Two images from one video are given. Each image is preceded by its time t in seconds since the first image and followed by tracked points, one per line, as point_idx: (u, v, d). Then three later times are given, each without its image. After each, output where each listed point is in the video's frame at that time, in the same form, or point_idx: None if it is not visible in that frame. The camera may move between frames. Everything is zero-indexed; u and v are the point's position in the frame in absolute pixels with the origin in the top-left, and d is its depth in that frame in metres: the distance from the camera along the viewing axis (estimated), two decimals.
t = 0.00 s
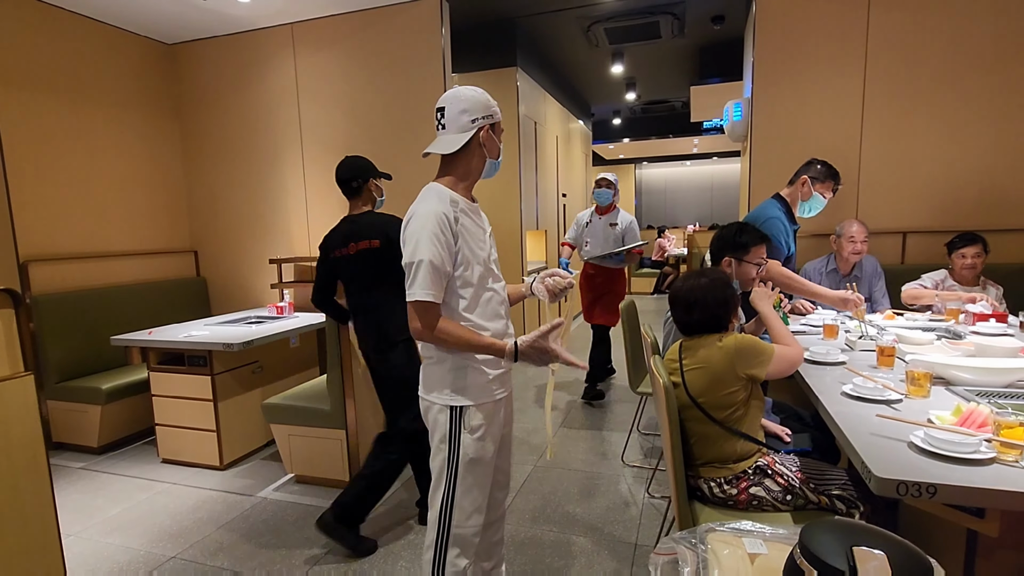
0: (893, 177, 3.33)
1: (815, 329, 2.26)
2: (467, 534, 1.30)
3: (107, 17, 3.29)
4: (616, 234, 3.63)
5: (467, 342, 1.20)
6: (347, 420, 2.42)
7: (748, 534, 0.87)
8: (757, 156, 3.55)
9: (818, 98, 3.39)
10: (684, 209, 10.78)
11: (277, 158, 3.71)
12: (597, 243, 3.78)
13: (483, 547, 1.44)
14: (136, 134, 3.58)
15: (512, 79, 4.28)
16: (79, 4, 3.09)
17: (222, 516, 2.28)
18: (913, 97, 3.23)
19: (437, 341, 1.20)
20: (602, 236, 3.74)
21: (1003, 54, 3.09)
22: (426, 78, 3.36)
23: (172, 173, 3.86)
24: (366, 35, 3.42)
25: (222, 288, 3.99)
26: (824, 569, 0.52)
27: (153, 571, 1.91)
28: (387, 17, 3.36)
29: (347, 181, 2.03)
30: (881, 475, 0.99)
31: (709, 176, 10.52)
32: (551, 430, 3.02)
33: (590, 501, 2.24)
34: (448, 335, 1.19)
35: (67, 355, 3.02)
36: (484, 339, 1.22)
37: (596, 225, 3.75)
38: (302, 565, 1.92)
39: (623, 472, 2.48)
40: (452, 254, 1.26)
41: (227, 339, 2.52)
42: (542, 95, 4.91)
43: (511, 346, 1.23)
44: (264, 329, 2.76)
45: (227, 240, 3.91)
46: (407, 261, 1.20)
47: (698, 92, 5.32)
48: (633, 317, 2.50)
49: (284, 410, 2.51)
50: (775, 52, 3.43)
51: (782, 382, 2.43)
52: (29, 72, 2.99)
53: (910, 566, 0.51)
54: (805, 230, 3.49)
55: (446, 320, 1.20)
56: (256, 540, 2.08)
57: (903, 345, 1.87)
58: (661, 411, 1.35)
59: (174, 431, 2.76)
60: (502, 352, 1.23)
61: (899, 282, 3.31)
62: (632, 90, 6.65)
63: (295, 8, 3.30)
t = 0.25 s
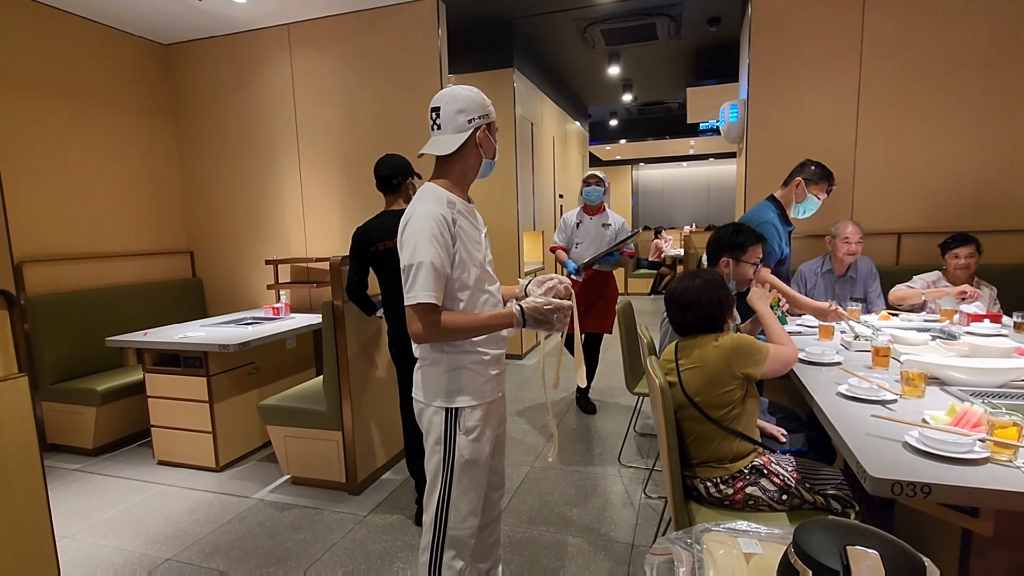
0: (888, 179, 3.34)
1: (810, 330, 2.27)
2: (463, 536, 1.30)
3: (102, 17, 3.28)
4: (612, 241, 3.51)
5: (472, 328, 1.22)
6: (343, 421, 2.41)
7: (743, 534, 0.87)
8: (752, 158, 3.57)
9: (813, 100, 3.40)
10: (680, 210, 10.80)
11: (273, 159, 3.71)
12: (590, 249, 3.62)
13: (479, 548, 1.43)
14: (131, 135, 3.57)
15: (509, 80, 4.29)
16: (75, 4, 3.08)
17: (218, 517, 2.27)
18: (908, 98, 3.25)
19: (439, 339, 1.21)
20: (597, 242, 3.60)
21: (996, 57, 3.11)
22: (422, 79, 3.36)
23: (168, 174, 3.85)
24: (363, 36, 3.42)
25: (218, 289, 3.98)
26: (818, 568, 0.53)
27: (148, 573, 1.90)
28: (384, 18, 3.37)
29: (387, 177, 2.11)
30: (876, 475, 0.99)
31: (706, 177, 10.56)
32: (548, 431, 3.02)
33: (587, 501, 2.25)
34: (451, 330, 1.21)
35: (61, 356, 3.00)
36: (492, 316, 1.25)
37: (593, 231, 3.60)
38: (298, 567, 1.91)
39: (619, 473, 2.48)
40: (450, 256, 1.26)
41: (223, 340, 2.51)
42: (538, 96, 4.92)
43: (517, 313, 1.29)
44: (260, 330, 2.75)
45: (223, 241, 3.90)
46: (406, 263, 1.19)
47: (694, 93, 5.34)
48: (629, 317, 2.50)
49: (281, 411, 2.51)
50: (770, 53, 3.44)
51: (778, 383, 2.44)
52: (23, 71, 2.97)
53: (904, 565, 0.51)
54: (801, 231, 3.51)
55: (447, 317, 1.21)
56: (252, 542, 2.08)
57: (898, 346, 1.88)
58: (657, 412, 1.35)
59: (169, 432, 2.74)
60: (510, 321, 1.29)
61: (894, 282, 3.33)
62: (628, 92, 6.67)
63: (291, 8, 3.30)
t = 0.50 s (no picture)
0: (884, 180, 3.36)
1: (807, 330, 2.28)
2: (462, 537, 1.30)
3: (98, 18, 3.27)
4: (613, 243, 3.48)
5: (475, 328, 1.23)
6: (341, 422, 2.41)
7: (739, 534, 0.88)
8: (749, 159, 3.58)
9: (809, 102, 3.42)
10: (677, 211, 10.83)
11: (270, 160, 3.70)
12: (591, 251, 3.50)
13: (477, 550, 1.43)
14: (127, 136, 3.56)
15: (506, 81, 4.29)
16: (71, 4, 3.07)
17: (215, 519, 2.26)
18: (903, 100, 3.27)
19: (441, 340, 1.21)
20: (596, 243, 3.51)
21: (989, 58, 3.13)
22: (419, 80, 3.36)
23: (165, 175, 3.84)
24: (360, 37, 3.42)
25: (215, 290, 3.97)
26: (811, 566, 0.53)
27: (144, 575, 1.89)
28: (381, 19, 3.37)
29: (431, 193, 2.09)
30: (871, 474, 0.99)
31: (703, 178, 10.58)
32: (545, 432, 3.02)
33: (584, 502, 2.25)
34: (453, 331, 1.21)
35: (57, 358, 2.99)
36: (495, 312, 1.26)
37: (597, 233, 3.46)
38: (295, 568, 1.91)
39: (617, 474, 2.49)
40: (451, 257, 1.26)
41: (219, 341, 2.50)
42: (536, 98, 4.93)
43: (515, 310, 1.30)
44: (257, 332, 2.75)
45: (220, 242, 3.89)
46: (408, 265, 1.19)
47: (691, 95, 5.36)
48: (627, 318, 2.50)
49: (278, 412, 2.50)
50: (766, 55, 3.46)
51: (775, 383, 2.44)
52: (19, 72, 2.96)
53: (896, 563, 0.51)
54: (797, 232, 3.52)
55: (449, 317, 1.21)
56: (249, 543, 2.07)
57: (894, 346, 1.89)
58: (654, 412, 1.35)
59: (165, 434, 2.73)
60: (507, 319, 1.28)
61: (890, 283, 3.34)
62: (625, 93, 6.69)
63: (288, 9, 3.30)
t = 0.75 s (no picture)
0: (881, 181, 3.37)
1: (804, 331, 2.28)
2: (460, 538, 1.30)
3: (95, 19, 3.27)
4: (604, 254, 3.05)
5: (490, 316, 1.25)
6: (339, 422, 2.41)
7: (736, 534, 0.88)
8: (746, 160, 3.59)
9: (806, 103, 3.43)
10: (675, 212, 10.85)
11: (268, 161, 3.70)
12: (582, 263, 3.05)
13: (476, 551, 1.43)
14: (124, 137, 3.55)
15: (504, 83, 4.31)
16: (68, 5, 3.07)
17: (212, 520, 2.26)
18: (900, 101, 3.28)
19: (452, 339, 1.21)
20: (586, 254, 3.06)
21: (985, 60, 3.15)
22: (416, 82, 3.36)
23: (163, 176, 3.83)
24: (358, 38, 3.42)
25: (213, 291, 3.97)
26: (806, 566, 0.53)
27: None
28: (380, 21, 3.37)
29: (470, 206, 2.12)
30: (867, 474, 1.00)
31: (700, 179, 10.60)
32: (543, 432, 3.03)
33: (582, 502, 2.25)
34: (464, 327, 1.21)
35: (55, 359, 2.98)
36: (501, 302, 1.28)
37: (587, 244, 3.00)
38: (293, 569, 1.91)
39: (615, 475, 2.49)
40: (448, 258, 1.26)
41: (217, 343, 2.50)
42: (533, 99, 4.94)
43: (522, 294, 1.34)
44: (255, 333, 2.74)
45: (218, 243, 3.89)
46: (406, 267, 1.19)
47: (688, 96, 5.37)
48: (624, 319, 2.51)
49: (276, 414, 2.50)
50: (764, 57, 3.47)
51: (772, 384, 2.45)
52: (17, 74, 2.95)
53: (889, 563, 0.52)
54: (794, 233, 3.53)
55: (458, 314, 1.21)
56: (247, 545, 2.07)
57: (890, 346, 1.89)
58: (651, 414, 1.35)
59: (163, 435, 2.73)
60: (517, 303, 1.33)
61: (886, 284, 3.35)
62: (623, 94, 6.70)
63: (286, 11, 3.30)
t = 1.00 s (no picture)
0: (879, 181, 3.38)
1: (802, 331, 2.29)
2: (460, 538, 1.30)
3: (94, 20, 3.27)
4: (580, 252, 2.76)
5: (509, 302, 1.23)
6: (338, 424, 2.41)
7: (734, 534, 0.88)
8: (745, 161, 3.60)
9: (804, 104, 3.43)
10: (674, 212, 10.86)
11: (267, 162, 3.70)
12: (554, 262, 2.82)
13: (476, 551, 1.44)
14: (123, 138, 3.55)
15: (503, 84, 4.31)
16: (67, 7, 3.07)
17: (212, 522, 2.26)
18: (898, 102, 3.29)
19: (473, 329, 1.19)
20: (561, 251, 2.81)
21: (983, 61, 3.16)
22: (415, 82, 3.37)
23: (162, 177, 3.83)
24: (357, 39, 3.42)
25: (212, 292, 3.97)
26: (803, 566, 0.54)
27: None
28: (379, 22, 3.37)
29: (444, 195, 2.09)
30: (865, 474, 1.00)
31: (700, 179, 10.61)
32: (542, 433, 3.03)
33: (582, 503, 2.25)
34: (483, 316, 1.19)
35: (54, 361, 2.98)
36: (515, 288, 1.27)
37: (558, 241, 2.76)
38: (293, 570, 1.91)
39: (614, 475, 2.49)
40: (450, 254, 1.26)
41: (217, 344, 2.50)
42: (532, 100, 4.94)
43: (537, 276, 1.33)
44: (255, 334, 2.74)
45: (217, 244, 3.89)
46: (409, 265, 1.19)
47: (687, 97, 5.38)
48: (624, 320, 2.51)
49: (275, 415, 2.50)
50: (762, 58, 3.48)
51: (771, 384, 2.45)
52: (15, 75, 2.95)
53: (887, 563, 0.52)
54: (792, 234, 3.54)
55: (474, 302, 1.19)
56: (246, 546, 2.07)
57: (888, 347, 1.90)
58: (649, 414, 1.36)
59: (163, 437, 2.73)
60: (534, 286, 1.32)
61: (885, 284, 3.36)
62: (622, 95, 6.70)
63: (285, 12, 3.30)
